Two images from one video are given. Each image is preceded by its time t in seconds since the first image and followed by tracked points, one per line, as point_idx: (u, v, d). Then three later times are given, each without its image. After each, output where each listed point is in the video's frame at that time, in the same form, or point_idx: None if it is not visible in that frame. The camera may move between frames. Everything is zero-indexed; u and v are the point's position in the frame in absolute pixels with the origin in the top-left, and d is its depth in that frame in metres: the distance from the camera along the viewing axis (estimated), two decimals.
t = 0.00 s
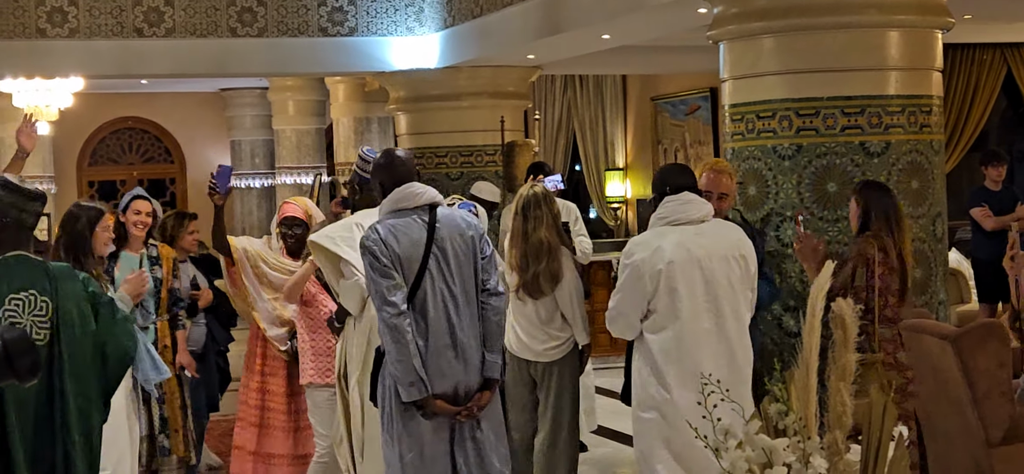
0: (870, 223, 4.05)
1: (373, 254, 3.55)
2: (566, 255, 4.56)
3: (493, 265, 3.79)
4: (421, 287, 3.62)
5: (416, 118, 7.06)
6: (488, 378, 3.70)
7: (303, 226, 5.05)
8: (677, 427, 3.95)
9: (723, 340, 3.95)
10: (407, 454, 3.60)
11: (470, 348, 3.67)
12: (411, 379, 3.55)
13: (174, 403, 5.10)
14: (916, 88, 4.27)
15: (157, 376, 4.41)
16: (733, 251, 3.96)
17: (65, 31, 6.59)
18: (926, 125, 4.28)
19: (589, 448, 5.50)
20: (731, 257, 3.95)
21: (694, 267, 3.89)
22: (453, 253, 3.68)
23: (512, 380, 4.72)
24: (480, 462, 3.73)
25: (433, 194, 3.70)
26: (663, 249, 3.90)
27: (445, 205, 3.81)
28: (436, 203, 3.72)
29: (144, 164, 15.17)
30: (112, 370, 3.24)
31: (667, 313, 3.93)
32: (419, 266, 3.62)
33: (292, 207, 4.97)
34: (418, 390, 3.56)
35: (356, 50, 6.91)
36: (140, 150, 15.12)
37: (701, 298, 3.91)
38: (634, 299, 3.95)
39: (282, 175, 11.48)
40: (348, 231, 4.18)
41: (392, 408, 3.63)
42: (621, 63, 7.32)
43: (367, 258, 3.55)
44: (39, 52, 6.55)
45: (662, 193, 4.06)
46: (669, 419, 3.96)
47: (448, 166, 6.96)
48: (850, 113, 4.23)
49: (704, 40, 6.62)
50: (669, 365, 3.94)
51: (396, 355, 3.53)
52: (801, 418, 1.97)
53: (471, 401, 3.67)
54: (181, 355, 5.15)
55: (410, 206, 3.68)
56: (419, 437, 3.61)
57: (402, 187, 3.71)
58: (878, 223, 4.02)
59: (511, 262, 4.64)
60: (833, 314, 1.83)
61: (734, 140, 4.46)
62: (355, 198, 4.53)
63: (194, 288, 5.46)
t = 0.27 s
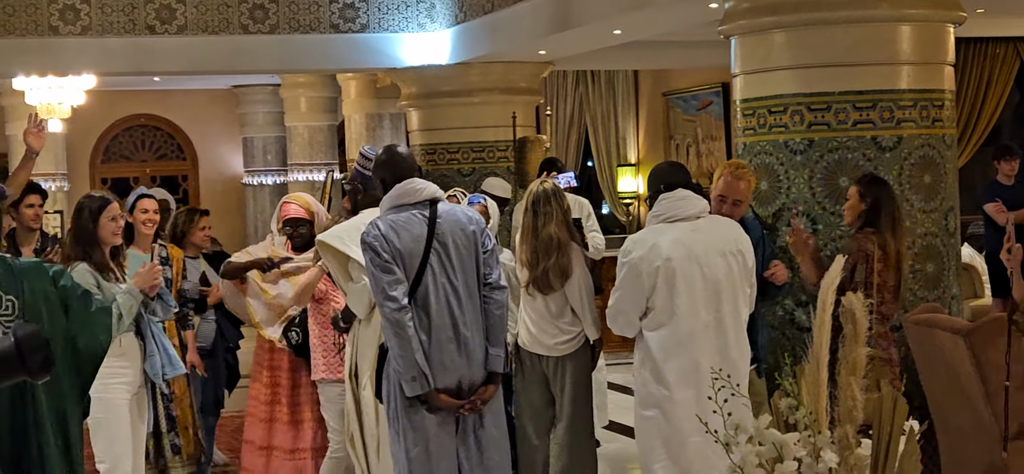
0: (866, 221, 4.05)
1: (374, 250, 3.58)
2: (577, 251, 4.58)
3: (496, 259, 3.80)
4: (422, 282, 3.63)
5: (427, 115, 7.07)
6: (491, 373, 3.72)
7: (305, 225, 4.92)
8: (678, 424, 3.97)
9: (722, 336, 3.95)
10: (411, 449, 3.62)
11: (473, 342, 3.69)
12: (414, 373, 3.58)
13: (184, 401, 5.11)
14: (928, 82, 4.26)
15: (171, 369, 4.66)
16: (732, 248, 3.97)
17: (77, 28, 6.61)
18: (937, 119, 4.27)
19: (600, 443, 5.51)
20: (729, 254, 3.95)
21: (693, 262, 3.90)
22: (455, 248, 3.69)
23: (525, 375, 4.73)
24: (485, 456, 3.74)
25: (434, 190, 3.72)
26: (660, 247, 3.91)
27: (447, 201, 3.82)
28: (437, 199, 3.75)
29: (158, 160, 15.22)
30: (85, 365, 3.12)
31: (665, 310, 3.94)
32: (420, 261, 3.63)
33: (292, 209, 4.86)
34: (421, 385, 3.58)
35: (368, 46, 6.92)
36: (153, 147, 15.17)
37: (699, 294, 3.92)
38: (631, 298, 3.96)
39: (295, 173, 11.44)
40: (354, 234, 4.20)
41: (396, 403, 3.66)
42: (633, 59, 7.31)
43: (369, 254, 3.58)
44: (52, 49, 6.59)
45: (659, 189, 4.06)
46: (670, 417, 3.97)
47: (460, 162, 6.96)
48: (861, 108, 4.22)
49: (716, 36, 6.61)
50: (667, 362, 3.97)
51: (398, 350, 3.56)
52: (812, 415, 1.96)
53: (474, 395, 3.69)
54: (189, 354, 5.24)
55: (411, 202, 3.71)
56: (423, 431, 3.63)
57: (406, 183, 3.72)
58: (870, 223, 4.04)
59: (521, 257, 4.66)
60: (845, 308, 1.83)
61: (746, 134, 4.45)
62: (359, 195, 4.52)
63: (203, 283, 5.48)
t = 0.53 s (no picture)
0: (870, 215, 4.14)
1: (394, 238, 3.60)
2: (588, 246, 4.59)
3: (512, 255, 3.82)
4: (440, 274, 3.65)
5: (440, 110, 7.08)
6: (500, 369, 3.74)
7: (309, 225, 5.05)
8: (685, 422, 3.98)
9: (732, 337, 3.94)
10: (420, 439, 3.64)
11: (486, 337, 3.71)
12: (427, 363, 3.60)
13: (192, 398, 5.15)
14: (942, 76, 4.25)
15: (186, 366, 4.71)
16: (743, 245, 3.95)
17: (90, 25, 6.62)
18: (951, 114, 4.27)
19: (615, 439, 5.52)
20: (741, 250, 3.94)
21: (704, 259, 3.91)
22: (472, 243, 3.71)
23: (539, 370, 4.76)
24: (492, 451, 3.76)
25: (457, 187, 3.75)
26: (671, 243, 3.92)
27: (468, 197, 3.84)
28: (458, 194, 3.77)
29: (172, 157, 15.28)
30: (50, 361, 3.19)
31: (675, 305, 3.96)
32: (438, 253, 3.65)
33: (296, 210, 5.00)
34: (433, 375, 3.60)
35: (381, 42, 6.93)
36: (167, 143, 15.23)
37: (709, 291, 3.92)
38: (642, 293, 3.98)
39: (310, 169, 11.49)
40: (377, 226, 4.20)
41: (408, 393, 3.67)
42: (646, 54, 7.30)
43: (388, 242, 3.60)
44: (65, 47, 6.61)
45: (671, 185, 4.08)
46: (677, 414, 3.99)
47: (474, 157, 6.97)
48: (875, 103, 4.22)
49: (729, 31, 6.62)
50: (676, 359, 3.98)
51: (413, 338, 3.58)
52: (823, 409, 1.97)
53: (484, 389, 3.71)
54: (200, 352, 5.28)
55: (432, 195, 3.73)
56: (434, 421, 3.64)
57: (425, 177, 3.75)
58: (874, 218, 4.13)
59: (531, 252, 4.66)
60: (856, 303, 1.84)
61: (758, 130, 4.45)
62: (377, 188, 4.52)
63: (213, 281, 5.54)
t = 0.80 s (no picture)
0: (878, 213, 4.03)
1: (421, 227, 3.61)
2: (606, 241, 4.58)
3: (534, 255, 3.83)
4: (463, 267, 3.67)
5: (454, 107, 7.09)
6: (516, 366, 3.76)
7: (320, 216, 5.09)
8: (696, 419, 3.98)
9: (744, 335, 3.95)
10: (435, 429, 3.65)
11: (504, 332, 3.73)
12: (447, 353, 3.62)
13: (205, 397, 5.19)
14: (957, 71, 4.24)
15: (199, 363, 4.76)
16: (756, 243, 3.96)
17: (105, 22, 6.63)
18: (966, 109, 4.25)
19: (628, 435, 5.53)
20: (757, 248, 3.96)
21: (718, 255, 3.91)
22: (495, 239, 3.73)
23: (553, 366, 4.77)
24: (505, 446, 3.76)
25: (484, 183, 3.77)
26: (682, 236, 3.92)
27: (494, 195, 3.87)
28: (484, 191, 3.80)
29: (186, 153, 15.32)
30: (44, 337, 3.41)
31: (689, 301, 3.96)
32: (462, 247, 3.68)
33: (308, 202, 5.04)
34: (451, 366, 3.62)
35: (394, 39, 6.93)
36: (181, 140, 15.27)
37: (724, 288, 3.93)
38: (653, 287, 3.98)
39: (323, 165, 11.51)
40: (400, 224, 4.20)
41: (425, 383, 3.68)
42: (660, 49, 7.29)
43: (415, 231, 3.61)
44: (79, 43, 6.59)
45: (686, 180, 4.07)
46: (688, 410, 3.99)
47: (487, 153, 6.97)
48: (890, 98, 4.21)
49: (743, 26, 6.60)
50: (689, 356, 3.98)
51: (435, 328, 3.59)
52: (838, 406, 1.98)
53: (499, 385, 3.72)
54: (212, 351, 5.31)
55: (457, 189, 3.76)
56: (450, 412, 3.66)
57: (452, 171, 3.78)
58: (883, 214, 4.03)
59: (550, 250, 4.64)
60: (870, 299, 1.85)
61: (773, 125, 4.44)
62: (400, 181, 4.50)
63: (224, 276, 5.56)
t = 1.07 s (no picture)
0: (887, 206, 4.05)
1: (448, 218, 3.64)
2: (635, 235, 4.62)
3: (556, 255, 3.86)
4: (486, 260, 3.68)
5: (468, 102, 7.09)
6: (533, 363, 3.76)
7: (329, 216, 5.10)
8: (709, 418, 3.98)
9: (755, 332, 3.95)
10: (451, 421, 3.66)
11: (523, 328, 3.74)
12: (466, 343, 3.62)
13: (219, 389, 5.31)
14: (972, 67, 4.22)
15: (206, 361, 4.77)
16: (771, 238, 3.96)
17: (119, 18, 6.64)
18: (981, 105, 4.24)
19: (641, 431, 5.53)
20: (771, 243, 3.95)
21: (732, 251, 3.92)
22: (519, 236, 3.75)
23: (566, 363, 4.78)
24: (518, 442, 3.76)
25: (511, 182, 3.79)
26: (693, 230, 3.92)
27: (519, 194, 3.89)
28: (511, 189, 3.82)
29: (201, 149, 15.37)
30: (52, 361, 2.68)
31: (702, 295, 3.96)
32: (486, 241, 3.69)
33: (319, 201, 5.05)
34: (470, 357, 3.63)
35: (408, 35, 6.93)
36: (196, 135, 15.31)
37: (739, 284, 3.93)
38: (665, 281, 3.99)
39: (338, 161, 11.53)
40: (416, 219, 4.22)
41: (444, 374, 3.69)
42: (674, 45, 7.28)
43: (442, 221, 3.63)
44: (93, 39, 6.60)
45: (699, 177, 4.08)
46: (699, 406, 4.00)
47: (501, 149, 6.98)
48: (905, 93, 4.20)
49: (757, 23, 6.60)
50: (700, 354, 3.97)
51: (456, 319, 3.60)
52: (852, 401, 1.98)
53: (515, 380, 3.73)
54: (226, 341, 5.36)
55: (482, 184, 3.78)
56: (467, 403, 3.67)
57: (480, 167, 3.80)
58: (891, 206, 4.04)
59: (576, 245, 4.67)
60: (884, 295, 1.85)
61: (787, 121, 4.43)
62: (421, 179, 4.41)
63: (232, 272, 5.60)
